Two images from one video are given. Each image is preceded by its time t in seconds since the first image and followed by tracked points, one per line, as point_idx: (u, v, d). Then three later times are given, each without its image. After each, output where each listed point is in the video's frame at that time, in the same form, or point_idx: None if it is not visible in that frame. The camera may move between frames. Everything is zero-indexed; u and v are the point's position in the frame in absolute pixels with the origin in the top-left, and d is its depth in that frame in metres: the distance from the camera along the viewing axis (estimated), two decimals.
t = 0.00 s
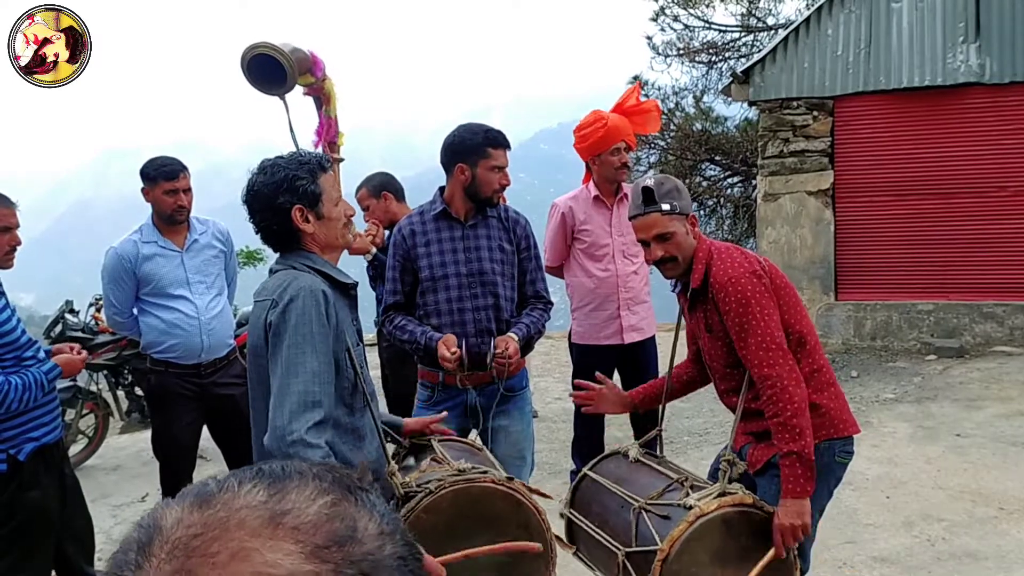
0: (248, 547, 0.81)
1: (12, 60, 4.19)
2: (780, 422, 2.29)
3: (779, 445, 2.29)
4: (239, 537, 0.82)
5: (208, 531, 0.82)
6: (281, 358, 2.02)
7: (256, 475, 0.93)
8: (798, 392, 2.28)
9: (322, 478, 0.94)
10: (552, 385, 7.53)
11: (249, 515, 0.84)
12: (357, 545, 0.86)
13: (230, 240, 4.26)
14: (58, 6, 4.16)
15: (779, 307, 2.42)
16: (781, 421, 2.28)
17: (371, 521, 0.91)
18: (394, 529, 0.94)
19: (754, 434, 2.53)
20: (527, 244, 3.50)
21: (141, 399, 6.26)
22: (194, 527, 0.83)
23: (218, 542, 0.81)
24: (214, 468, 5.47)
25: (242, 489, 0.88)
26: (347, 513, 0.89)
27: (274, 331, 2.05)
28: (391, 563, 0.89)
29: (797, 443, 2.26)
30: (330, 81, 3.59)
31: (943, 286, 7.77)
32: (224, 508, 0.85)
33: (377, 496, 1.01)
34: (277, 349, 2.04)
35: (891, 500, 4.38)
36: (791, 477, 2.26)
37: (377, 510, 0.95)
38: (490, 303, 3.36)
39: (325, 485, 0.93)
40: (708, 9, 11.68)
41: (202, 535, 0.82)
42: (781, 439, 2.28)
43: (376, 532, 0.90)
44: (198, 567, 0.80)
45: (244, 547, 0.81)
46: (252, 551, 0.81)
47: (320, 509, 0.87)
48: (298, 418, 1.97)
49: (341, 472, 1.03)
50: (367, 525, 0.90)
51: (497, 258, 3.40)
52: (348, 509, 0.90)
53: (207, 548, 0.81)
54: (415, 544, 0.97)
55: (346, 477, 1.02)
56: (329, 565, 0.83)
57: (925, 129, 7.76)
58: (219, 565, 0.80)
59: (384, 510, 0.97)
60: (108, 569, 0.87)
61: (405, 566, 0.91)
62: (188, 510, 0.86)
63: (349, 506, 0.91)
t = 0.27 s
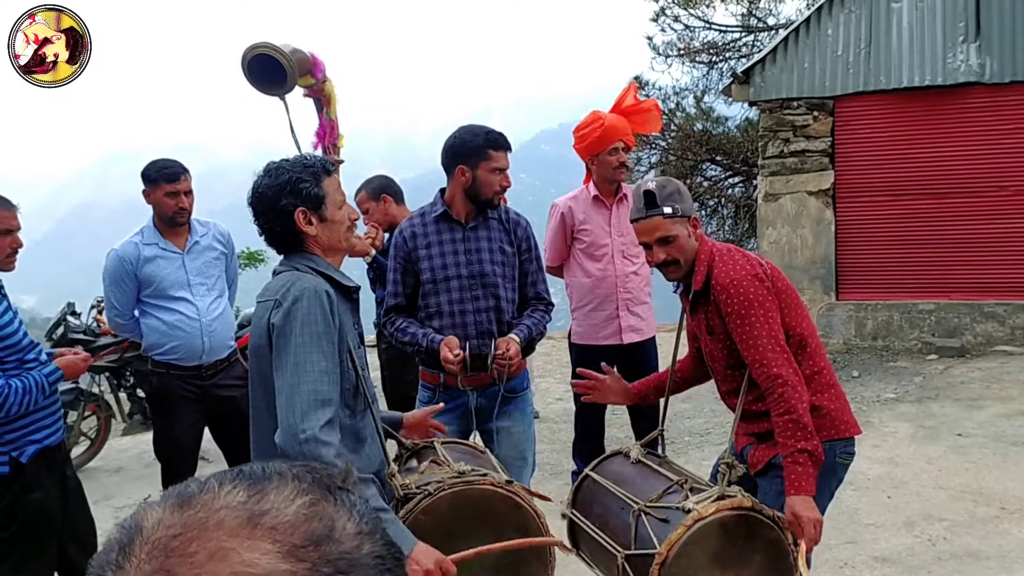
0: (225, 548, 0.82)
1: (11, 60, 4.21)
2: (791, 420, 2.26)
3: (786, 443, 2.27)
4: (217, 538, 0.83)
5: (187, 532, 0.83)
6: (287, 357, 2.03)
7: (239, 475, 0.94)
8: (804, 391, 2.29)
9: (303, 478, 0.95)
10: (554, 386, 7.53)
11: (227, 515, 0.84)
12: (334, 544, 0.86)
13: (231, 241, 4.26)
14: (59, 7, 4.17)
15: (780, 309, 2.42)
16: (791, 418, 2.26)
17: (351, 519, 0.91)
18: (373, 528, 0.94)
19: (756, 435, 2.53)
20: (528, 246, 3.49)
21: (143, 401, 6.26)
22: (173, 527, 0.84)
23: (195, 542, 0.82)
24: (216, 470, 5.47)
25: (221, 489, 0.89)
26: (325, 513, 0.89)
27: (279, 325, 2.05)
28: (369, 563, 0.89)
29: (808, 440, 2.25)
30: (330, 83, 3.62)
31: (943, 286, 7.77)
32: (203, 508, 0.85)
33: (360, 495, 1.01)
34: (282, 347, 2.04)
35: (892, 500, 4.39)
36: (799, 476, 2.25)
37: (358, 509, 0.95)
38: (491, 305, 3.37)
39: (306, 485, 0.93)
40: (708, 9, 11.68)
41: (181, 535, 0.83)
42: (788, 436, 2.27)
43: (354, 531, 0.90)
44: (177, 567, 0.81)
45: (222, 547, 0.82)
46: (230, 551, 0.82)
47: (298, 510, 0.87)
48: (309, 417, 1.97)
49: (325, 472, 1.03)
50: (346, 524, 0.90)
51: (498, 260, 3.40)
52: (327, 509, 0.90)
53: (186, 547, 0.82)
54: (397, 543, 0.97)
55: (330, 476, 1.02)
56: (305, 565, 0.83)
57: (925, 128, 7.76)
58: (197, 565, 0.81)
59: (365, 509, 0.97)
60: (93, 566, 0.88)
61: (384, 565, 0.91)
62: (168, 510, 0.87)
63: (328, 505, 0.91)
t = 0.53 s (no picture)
0: (223, 541, 0.82)
1: (11, 58, 4.21)
2: (792, 418, 2.27)
3: (790, 442, 2.27)
4: (215, 532, 0.82)
5: (185, 526, 0.83)
6: (297, 355, 2.02)
7: (238, 471, 0.94)
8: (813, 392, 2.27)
9: (301, 475, 0.95)
10: (556, 386, 7.52)
11: (226, 510, 0.85)
12: (330, 539, 0.86)
13: (234, 242, 4.27)
14: (60, 7, 4.17)
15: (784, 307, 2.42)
16: (794, 416, 2.26)
17: (347, 515, 0.91)
18: (370, 524, 0.94)
19: (760, 434, 2.53)
20: (531, 246, 3.49)
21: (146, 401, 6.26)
22: (171, 521, 0.84)
23: (194, 538, 0.82)
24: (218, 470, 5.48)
25: (219, 485, 0.89)
26: (322, 509, 0.89)
27: (291, 320, 2.02)
28: (366, 558, 0.88)
29: (812, 439, 2.24)
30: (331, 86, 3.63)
31: (946, 286, 7.76)
32: (202, 503, 0.86)
33: (358, 493, 1.01)
34: (291, 343, 2.03)
35: (895, 500, 4.38)
36: (803, 474, 2.25)
37: (354, 505, 0.95)
38: (495, 306, 3.37)
39: (303, 481, 0.93)
40: (710, 9, 11.68)
41: (180, 529, 0.83)
42: (793, 436, 2.26)
43: (351, 527, 0.90)
44: (174, 561, 0.81)
45: (220, 541, 0.82)
46: (228, 545, 0.82)
47: (295, 505, 0.87)
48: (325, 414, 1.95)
49: (323, 469, 1.04)
50: (343, 520, 0.90)
51: (502, 260, 3.40)
52: (324, 504, 0.90)
53: (184, 541, 0.82)
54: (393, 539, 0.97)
55: (329, 474, 1.03)
56: (302, 559, 0.83)
57: (927, 128, 7.75)
58: (194, 559, 0.81)
59: (361, 506, 0.97)
60: (90, 563, 0.88)
61: (381, 560, 0.90)
62: (166, 505, 0.87)
63: (325, 501, 0.91)
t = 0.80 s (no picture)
0: (235, 538, 0.82)
1: (11, 57, 4.22)
2: (806, 407, 2.26)
3: (801, 429, 2.27)
4: (227, 529, 0.83)
5: (198, 523, 0.84)
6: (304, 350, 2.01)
7: (249, 471, 0.95)
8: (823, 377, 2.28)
9: (311, 475, 0.96)
10: (558, 387, 7.53)
11: (238, 509, 0.85)
12: (340, 539, 0.87)
13: (236, 243, 4.28)
14: (61, 8, 4.18)
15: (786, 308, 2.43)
16: (808, 405, 2.25)
17: (357, 516, 0.92)
18: (379, 525, 0.95)
19: (762, 434, 2.53)
20: (534, 247, 3.51)
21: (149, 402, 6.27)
22: (185, 519, 0.85)
23: (207, 534, 0.83)
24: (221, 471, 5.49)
25: (231, 484, 0.90)
26: (332, 509, 0.90)
27: (298, 310, 2.02)
28: (374, 558, 0.89)
29: (824, 427, 2.24)
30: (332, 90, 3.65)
31: (948, 286, 7.75)
32: (215, 502, 0.87)
33: (367, 493, 1.02)
34: (298, 338, 2.02)
35: (897, 500, 4.38)
36: (812, 460, 2.24)
37: (363, 505, 0.96)
38: (498, 306, 3.37)
39: (314, 482, 0.94)
40: (712, 10, 11.69)
41: (193, 526, 0.84)
42: (805, 423, 2.26)
43: (361, 527, 0.91)
44: (186, 557, 0.82)
45: (232, 538, 0.82)
46: (240, 543, 0.82)
47: (306, 505, 0.88)
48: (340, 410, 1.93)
49: (332, 469, 1.05)
50: (352, 521, 0.91)
51: (505, 261, 3.41)
52: (334, 505, 0.91)
53: (196, 538, 0.83)
54: (401, 538, 0.98)
55: (339, 474, 1.03)
56: (313, 558, 0.84)
57: (929, 128, 7.75)
58: (207, 555, 0.81)
59: (370, 507, 0.98)
60: (102, 561, 0.88)
61: (389, 561, 0.92)
62: (180, 503, 0.88)
63: (335, 502, 0.92)
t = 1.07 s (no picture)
0: (247, 535, 0.83)
1: (11, 56, 4.24)
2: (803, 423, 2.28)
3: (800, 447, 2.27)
4: (239, 526, 0.84)
5: (211, 520, 0.85)
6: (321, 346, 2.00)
7: (262, 469, 0.95)
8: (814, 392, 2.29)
9: (323, 474, 0.96)
10: (560, 388, 7.53)
11: (250, 506, 0.86)
12: (350, 537, 0.88)
13: (239, 244, 4.30)
14: (62, 8, 4.19)
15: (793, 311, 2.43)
16: (807, 422, 2.27)
17: (368, 514, 0.93)
18: (390, 523, 0.96)
19: (766, 436, 2.54)
20: (536, 248, 3.53)
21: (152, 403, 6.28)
22: (198, 515, 0.86)
23: (220, 531, 0.84)
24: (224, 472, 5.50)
25: (244, 482, 0.91)
26: (343, 507, 0.91)
27: (321, 305, 2.03)
28: (385, 557, 0.90)
29: (819, 443, 2.27)
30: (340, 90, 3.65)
31: (950, 287, 7.75)
32: (227, 499, 0.87)
33: (378, 493, 1.03)
34: (316, 333, 2.02)
35: (900, 501, 4.38)
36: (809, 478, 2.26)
37: (374, 505, 0.97)
38: (501, 307, 3.38)
39: (325, 480, 0.95)
40: (713, 10, 11.69)
41: (207, 523, 0.84)
42: (806, 441, 2.27)
43: (371, 526, 0.91)
44: (199, 553, 0.82)
45: (244, 535, 0.83)
46: (251, 539, 0.83)
47: (317, 503, 0.89)
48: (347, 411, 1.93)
49: (343, 469, 1.05)
50: (363, 519, 0.92)
51: (507, 261, 3.42)
52: (345, 503, 0.92)
53: (209, 534, 0.83)
54: (410, 537, 0.98)
55: (350, 474, 1.04)
56: (323, 555, 0.84)
57: (932, 128, 7.75)
58: (219, 551, 0.82)
59: (381, 507, 0.98)
60: (118, 557, 0.89)
61: (399, 559, 0.92)
62: (194, 500, 0.88)
63: (346, 500, 0.93)
